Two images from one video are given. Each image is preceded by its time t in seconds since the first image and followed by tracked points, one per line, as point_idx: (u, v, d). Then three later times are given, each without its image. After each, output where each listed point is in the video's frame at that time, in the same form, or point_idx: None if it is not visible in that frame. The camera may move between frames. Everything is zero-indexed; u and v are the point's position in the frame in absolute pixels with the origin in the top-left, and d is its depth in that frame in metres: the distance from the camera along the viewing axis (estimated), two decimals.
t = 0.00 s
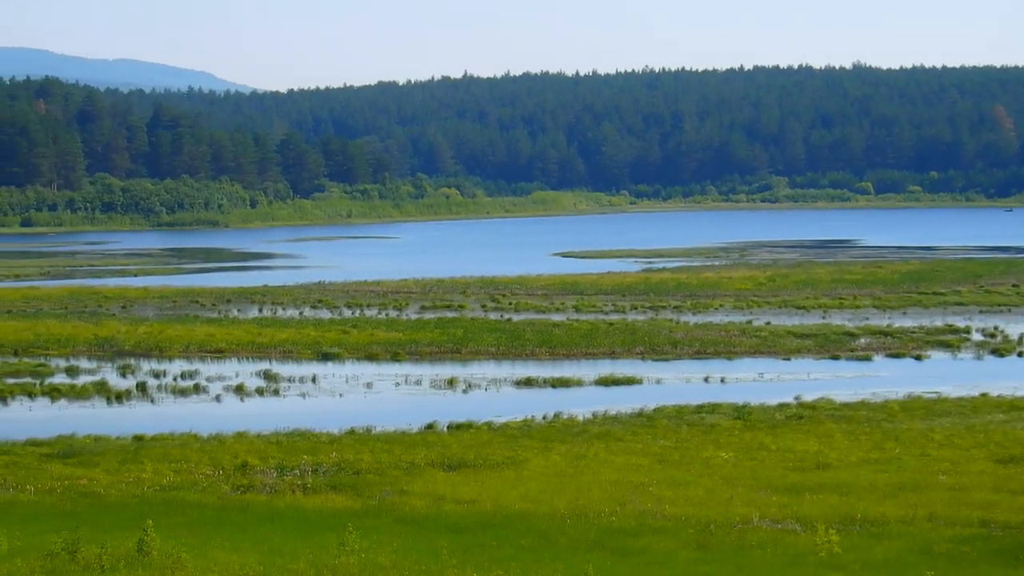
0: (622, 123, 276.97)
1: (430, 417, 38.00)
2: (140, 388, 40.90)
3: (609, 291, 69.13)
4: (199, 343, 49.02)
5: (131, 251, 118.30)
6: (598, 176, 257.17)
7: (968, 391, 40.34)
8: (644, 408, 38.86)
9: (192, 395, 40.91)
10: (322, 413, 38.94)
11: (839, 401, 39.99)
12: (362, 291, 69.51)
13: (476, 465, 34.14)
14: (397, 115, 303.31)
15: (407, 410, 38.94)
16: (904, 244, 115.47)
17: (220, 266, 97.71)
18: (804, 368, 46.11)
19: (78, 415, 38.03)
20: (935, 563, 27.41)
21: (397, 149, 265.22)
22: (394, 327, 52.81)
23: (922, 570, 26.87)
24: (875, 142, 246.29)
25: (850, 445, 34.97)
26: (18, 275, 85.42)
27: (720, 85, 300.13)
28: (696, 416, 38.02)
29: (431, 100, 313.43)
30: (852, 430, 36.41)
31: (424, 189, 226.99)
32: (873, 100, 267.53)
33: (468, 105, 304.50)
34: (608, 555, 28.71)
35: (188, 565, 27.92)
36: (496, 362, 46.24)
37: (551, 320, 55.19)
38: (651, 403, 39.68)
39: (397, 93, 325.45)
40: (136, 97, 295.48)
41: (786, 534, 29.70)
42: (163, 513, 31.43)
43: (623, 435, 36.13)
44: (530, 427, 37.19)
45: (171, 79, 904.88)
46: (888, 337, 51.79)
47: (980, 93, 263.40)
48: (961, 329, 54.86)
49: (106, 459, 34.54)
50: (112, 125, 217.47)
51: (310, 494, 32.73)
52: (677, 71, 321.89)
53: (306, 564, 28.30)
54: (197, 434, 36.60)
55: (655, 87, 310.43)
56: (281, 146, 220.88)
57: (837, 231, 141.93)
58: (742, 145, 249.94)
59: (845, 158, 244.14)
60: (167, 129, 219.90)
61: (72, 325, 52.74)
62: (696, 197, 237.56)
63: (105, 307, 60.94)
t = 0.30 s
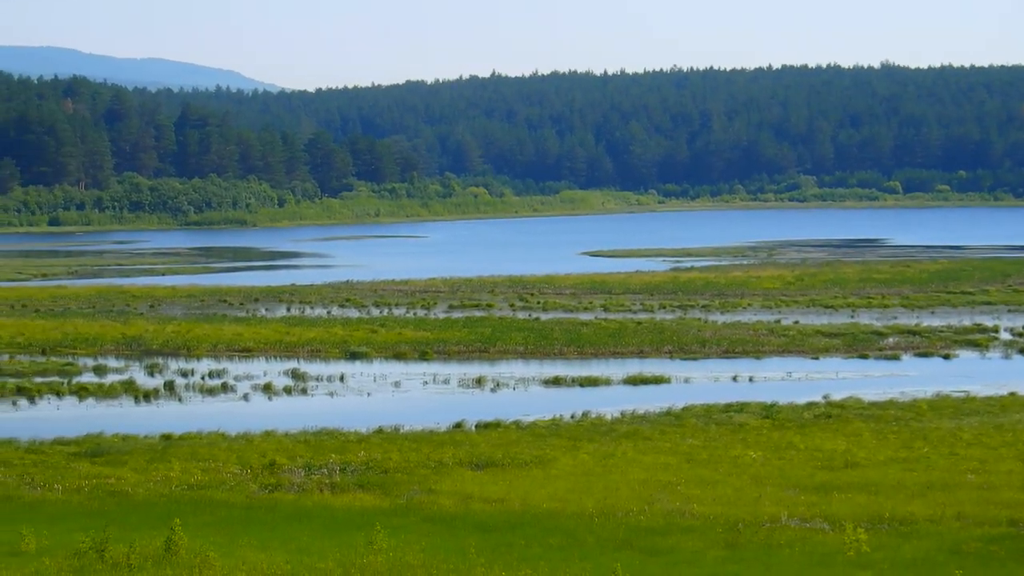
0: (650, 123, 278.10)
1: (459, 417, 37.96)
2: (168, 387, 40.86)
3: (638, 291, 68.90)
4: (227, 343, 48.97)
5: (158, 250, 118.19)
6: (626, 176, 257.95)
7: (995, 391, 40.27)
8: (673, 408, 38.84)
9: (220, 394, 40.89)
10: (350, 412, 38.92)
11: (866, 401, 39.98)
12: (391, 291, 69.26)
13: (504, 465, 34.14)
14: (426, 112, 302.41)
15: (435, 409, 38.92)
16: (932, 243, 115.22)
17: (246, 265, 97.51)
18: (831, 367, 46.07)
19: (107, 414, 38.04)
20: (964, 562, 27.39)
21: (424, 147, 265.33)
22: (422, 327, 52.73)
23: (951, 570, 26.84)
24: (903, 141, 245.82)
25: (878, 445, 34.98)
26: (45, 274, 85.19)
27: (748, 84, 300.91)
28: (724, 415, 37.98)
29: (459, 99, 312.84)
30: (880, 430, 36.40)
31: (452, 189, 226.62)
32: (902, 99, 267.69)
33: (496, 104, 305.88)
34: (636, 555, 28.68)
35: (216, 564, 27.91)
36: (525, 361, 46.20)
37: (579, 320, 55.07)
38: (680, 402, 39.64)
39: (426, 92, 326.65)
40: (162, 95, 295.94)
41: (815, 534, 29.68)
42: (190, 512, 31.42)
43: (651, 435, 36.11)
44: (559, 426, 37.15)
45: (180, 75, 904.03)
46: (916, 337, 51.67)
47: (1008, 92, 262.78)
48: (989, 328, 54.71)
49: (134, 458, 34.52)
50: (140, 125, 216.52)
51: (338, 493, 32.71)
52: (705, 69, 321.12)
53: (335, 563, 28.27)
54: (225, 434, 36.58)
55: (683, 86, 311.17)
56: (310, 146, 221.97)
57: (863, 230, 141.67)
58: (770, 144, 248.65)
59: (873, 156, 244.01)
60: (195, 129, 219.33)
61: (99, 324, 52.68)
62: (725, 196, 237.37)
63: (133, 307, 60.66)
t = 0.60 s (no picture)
0: (680, 123, 278.28)
1: (490, 418, 37.94)
2: (199, 388, 40.92)
3: (669, 291, 69.17)
4: (257, 343, 49.06)
5: (190, 251, 119.19)
6: (657, 176, 258.43)
7: None
8: (704, 408, 38.82)
9: (250, 395, 40.91)
10: (381, 412, 38.95)
11: (899, 402, 39.92)
12: (421, 291, 69.54)
13: (535, 466, 34.08)
14: (456, 113, 303.56)
15: (467, 409, 38.94)
16: (964, 244, 115.25)
17: (278, 266, 98.19)
18: (864, 368, 46.05)
19: (138, 415, 38.10)
20: (996, 563, 27.30)
21: (455, 149, 267.99)
22: (453, 327, 52.79)
23: (984, 571, 26.76)
24: (934, 142, 243.94)
25: (910, 445, 34.93)
26: (78, 275, 85.78)
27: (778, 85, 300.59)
28: (756, 416, 37.96)
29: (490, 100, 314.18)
30: (912, 431, 36.36)
31: (483, 190, 227.91)
32: (933, 100, 266.25)
33: (527, 105, 306.00)
34: (666, 556, 28.65)
35: (247, 565, 27.92)
36: (556, 362, 46.20)
37: (610, 320, 55.30)
38: (712, 403, 39.58)
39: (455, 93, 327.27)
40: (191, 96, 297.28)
41: (846, 535, 29.59)
42: (220, 512, 31.43)
43: (683, 435, 36.06)
44: (590, 427, 37.14)
45: (196, 72, 905.38)
46: (948, 338, 51.82)
47: None
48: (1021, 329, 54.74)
49: (165, 459, 34.55)
50: (170, 127, 220.21)
51: (369, 494, 32.70)
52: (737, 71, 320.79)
53: (366, 564, 28.25)
54: (255, 434, 36.60)
55: (714, 87, 311.45)
56: (341, 146, 223.58)
57: (891, 231, 141.79)
58: (802, 146, 249.63)
59: (904, 159, 242.09)
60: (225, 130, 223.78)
61: (130, 325, 52.91)
62: (755, 198, 237.61)
63: (162, 308, 61.00)
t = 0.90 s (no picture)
0: (710, 123, 277.72)
1: (520, 418, 37.87)
2: (229, 388, 40.93)
3: (699, 291, 69.10)
4: (287, 343, 49.04)
5: (221, 251, 119.85)
6: (688, 176, 260.53)
7: None
8: (734, 408, 38.79)
9: (280, 395, 40.93)
10: (410, 412, 38.95)
11: (930, 402, 39.85)
12: (451, 291, 69.51)
13: (565, 466, 34.04)
14: (485, 114, 305.00)
15: (497, 409, 38.95)
16: (997, 244, 115.14)
17: (309, 265, 98.61)
18: (894, 368, 46.01)
19: (166, 416, 38.09)
20: None
21: (485, 149, 269.19)
22: (483, 327, 52.74)
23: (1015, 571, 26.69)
24: (965, 142, 242.26)
25: (941, 446, 34.88)
26: (109, 275, 85.91)
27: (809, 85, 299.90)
28: (787, 416, 37.94)
29: (520, 100, 315.50)
30: (943, 431, 36.31)
31: (514, 190, 229.65)
32: (964, 99, 264.22)
33: (556, 105, 306.87)
34: (698, 556, 28.61)
35: (277, 565, 27.91)
36: (586, 362, 46.16)
37: (640, 320, 55.33)
38: (741, 403, 39.47)
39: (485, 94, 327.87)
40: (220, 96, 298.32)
41: (877, 536, 29.49)
42: (249, 512, 31.45)
43: (713, 435, 36.04)
44: (620, 427, 37.08)
45: (211, 70, 906.64)
46: (980, 338, 51.73)
47: None
48: None
49: (195, 459, 34.56)
50: (201, 127, 220.74)
51: (398, 494, 32.67)
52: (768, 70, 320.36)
53: (396, 564, 28.19)
54: (285, 434, 36.60)
55: (744, 86, 311.17)
56: (370, 147, 225.87)
57: (919, 231, 141.62)
58: (833, 146, 248.80)
59: (936, 159, 241.91)
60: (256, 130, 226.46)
61: (161, 325, 52.94)
62: (786, 197, 238.24)
63: (191, 308, 60.85)
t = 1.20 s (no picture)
0: (742, 124, 277.99)
1: (550, 419, 37.82)
2: (260, 389, 40.97)
3: (730, 291, 69.26)
4: (318, 344, 49.05)
5: (252, 252, 120.66)
6: (720, 177, 259.84)
7: None
8: (766, 409, 38.73)
9: (311, 396, 40.95)
10: (442, 413, 38.91)
11: (963, 403, 39.78)
12: (481, 292, 69.70)
13: (597, 467, 33.98)
14: (517, 114, 304.50)
15: (529, 410, 38.93)
16: None
17: (340, 266, 99.27)
18: (927, 368, 45.98)
19: (196, 418, 38.08)
20: None
21: (516, 150, 270.47)
22: (514, 328, 52.78)
23: None
24: (998, 142, 241.64)
25: (974, 447, 34.78)
26: (139, 277, 85.99)
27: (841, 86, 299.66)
28: (819, 417, 37.91)
29: (551, 100, 316.03)
30: (976, 432, 36.21)
31: (545, 191, 230.06)
32: (995, 100, 263.25)
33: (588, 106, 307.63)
34: (730, 557, 28.57)
35: (308, 566, 27.88)
36: (618, 362, 46.15)
37: (672, 322, 55.37)
38: (772, 405, 39.36)
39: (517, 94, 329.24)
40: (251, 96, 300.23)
41: (910, 537, 29.39)
42: (280, 514, 31.44)
43: (745, 437, 35.96)
44: (652, 428, 37.01)
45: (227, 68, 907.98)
46: (1013, 338, 51.73)
47: None
48: None
49: (225, 460, 34.56)
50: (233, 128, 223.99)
51: (429, 496, 32.63)
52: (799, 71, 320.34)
53: (428, 565, 28.18)
54: (315, 435, 36.57)
55: (776, 87, 311.57)
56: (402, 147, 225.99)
57: (948, 232, 142.06)
58: (864, 146, 248.33)
59: (968, 159, 241.06)
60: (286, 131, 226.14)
61: (192, 325, 53.03)
62: (818, 198, 238.49)
63: (223, 310, 60.68)
